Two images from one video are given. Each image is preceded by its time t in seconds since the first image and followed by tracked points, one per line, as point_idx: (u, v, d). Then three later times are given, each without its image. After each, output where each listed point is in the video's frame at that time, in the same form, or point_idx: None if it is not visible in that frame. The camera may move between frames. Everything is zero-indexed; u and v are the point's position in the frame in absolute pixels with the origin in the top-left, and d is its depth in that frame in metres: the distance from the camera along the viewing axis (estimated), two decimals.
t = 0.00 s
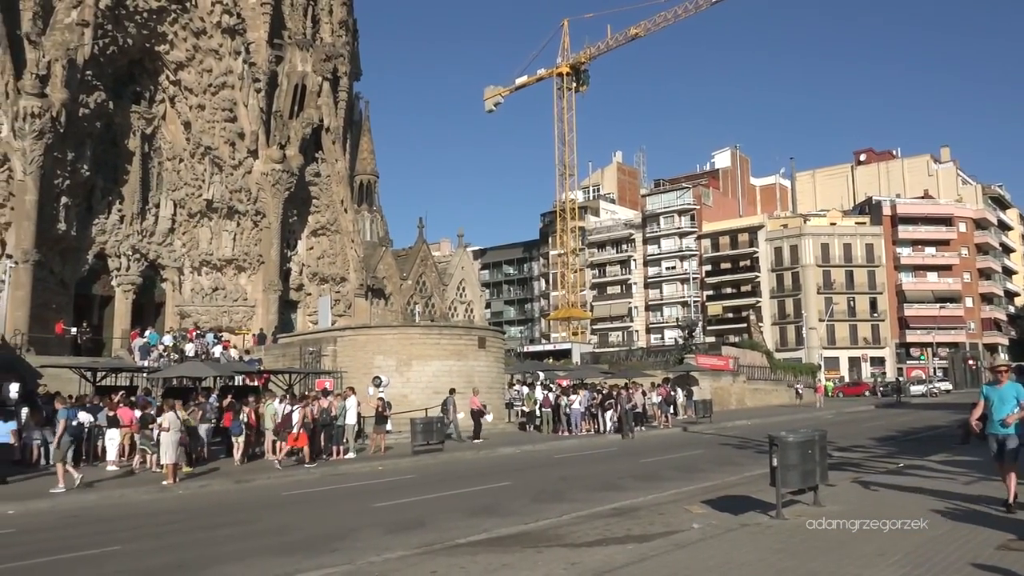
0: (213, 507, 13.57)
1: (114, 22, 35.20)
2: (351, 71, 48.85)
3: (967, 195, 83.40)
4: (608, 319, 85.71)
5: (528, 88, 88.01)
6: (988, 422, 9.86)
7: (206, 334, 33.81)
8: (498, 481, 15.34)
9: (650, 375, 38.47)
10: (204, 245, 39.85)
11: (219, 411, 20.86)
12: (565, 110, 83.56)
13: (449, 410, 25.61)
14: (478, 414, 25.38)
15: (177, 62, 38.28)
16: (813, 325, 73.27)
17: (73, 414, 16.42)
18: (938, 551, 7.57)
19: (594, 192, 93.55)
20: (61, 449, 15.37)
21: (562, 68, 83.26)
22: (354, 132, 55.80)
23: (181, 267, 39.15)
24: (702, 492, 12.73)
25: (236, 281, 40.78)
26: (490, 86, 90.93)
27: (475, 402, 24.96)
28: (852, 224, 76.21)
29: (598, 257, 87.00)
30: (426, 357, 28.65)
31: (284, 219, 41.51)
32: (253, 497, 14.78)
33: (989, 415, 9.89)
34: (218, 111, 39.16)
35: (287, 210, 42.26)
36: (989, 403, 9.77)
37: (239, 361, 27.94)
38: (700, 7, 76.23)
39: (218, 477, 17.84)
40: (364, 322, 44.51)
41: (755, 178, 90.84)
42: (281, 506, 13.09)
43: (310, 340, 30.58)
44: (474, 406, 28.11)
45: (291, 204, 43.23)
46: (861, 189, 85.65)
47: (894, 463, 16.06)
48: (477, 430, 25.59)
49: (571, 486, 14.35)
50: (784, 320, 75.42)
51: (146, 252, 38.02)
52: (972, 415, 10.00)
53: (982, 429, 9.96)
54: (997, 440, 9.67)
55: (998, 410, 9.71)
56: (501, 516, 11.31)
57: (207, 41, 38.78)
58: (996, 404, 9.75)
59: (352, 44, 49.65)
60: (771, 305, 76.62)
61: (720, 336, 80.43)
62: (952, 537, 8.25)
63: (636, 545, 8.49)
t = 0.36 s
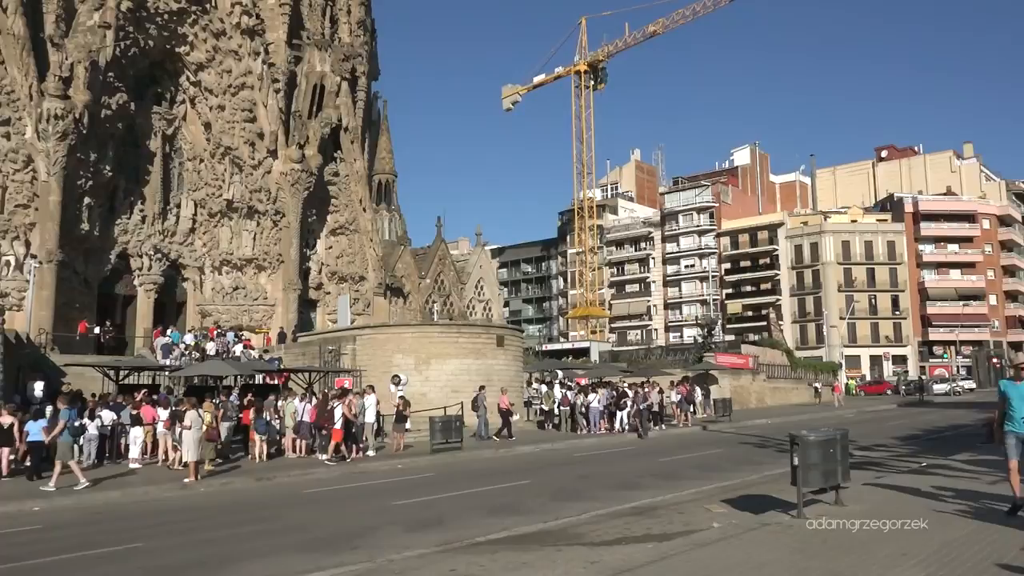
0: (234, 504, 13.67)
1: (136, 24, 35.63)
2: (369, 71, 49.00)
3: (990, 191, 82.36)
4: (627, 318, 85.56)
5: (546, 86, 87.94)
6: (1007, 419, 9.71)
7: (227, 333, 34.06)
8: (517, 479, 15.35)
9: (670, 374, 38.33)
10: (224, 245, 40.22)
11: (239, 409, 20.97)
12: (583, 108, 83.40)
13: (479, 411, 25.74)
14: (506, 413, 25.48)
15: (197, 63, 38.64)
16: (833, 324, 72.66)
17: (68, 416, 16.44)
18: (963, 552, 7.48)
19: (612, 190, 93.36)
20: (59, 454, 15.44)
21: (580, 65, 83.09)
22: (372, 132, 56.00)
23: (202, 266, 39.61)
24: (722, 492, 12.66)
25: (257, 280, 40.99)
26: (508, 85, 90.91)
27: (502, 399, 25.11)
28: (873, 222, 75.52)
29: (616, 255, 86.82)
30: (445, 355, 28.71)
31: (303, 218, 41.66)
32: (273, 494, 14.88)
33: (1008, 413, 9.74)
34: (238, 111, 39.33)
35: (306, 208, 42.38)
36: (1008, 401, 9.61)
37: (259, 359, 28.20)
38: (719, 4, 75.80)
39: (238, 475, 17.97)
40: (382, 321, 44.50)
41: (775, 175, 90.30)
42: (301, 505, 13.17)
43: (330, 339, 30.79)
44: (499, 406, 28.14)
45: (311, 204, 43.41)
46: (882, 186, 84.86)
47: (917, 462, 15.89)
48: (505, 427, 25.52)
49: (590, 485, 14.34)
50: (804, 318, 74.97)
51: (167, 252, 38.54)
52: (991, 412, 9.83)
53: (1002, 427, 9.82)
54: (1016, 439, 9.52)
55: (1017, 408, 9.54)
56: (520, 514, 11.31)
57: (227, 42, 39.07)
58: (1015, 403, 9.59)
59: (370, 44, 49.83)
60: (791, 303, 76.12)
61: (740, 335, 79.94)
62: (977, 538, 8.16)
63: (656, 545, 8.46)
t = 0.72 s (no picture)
0: (259, 502, 13.77)
1: (161, 27, 36.04)
2: (390, 71, 49.20)
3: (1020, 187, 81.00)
4: (649, 317, 85.30)
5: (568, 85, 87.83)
6: None
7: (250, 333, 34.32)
8: (540, 478, 15.35)
9: (693, 373, 38.10)
10: (248, 245, 40.62)
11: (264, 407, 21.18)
12: (604, 107, 83.18)
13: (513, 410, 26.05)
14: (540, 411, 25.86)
15: (221, 66, 39.07)
16: (859, 322, 71.87)
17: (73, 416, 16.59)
18: (992, 553, 7.38)
19: (634, 189, 93.10)
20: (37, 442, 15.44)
21: (601, 64, 82.90)
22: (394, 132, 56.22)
23: (227, 267, 40.06)
24: (746, 491, 12.56)
25: (281, 280, 41.29)
26: (530, 84, 90.89)
27: (536, 397, 25.37)
28: (899, 219, 74.58)
29: (639, 254, 86.56)
30: (466, 355, 28.75)
31: (326, 218, 41.81)
32: (298, 493, 14.96)
33: None
34: (261, 112, 39.66)
35: (329, 209, 42.53)
36: None
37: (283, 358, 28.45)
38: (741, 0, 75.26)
39: (263, 473, 18.11)
40: (405, 320, 44.71)
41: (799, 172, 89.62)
42: (324, 503, 13.24)
43: (353, 338, 30.99)
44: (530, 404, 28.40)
45: (334, 204, 43.69)
46: (909, 183, 83.83)
47: (946, 462, 15.66)
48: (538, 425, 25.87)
49: (613, 484, 14.31)
50: (829, 316, 74.32)
51: (193, 253, 38.98)
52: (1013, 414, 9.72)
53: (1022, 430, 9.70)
54: None
55: None
56: (542, 514, 11.32)
57: (251, 44, 39.37)
58: None
59: (392, 44, 50.02)
60: (816, 301, 75.45)
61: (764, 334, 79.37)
62: (1007, 539, 8.03)
63: (679, 544, 8.41)
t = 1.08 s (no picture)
0: (284, 501, 13.88)
1: (185, 30, 36.38)
2: (411, 71, 49.36)
3: None
4: (671, 315, 84.96)
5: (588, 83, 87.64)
6: None
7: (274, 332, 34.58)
8: (562, 477, 15.35)
9: (716, 371, 37.89)
10: (272, 245, 40.90)
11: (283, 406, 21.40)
12: (625, 105, 82.92)
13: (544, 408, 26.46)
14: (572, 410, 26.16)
15: (244, 67, 39.43)
16: (885, 321, 71.03)
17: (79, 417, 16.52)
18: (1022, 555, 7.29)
19: (656, 187, 92.73)
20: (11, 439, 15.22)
21: (622, 62, 82.63)
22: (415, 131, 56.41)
23: (251, 266, 40.48)
24: (770, 491, 12.48)
25: (304, 280, 41.48)
26: (550, 83, 90.80)
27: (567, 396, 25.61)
28: (926, 216, 73.66)
29: (660, 252, 86.24)
30: (488, 354, 28.78)
31: (349, 218, 41.84)
32: (322, 492, 15.06)
33: None
34: (284, 114, 39.94)
35: (351, 209, 42.76)
36: None
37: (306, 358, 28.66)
38: None
39: (287, 472, 18.25)
40: (427, 319, 44.79)
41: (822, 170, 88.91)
42: (348, 501, 13.33)
43: (375, 338, 31.14)
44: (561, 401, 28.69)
45: (356, 204, 43.92)
46: (935, 179, 82.80)
47: (974, 462, 15.47)
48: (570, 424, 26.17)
49: (636, 483, 14.27)
50: (854, 315, 73.61)
51: (217, 253, 39.40)
52: None
53: None
54: None
55: None
56: (565, 513, 11.32)
57: (273, 46, 39.66)
58: None
59: (413, 44, 50.14)
60: (840, 300, 74.74)
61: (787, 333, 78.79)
62: None
63: (703, 544, 8.38)
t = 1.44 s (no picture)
0: (308, 499, 13.98)
1: (211, 32, 36.74)
2: (434, 70, 49.48)
3: None
4: (695, 314, 84.50)
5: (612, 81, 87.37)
6: None
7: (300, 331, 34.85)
8: (587, 476, 15.32)
9: (741, 370, 37.65)
10: (297, 245, 41.16)
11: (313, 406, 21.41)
12: (649, 103, 82.56)
13: (578, 403, 26.94)
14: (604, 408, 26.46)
15: (270, 69, 39.75)
16: (913, 319, 70.08)
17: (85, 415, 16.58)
18: None
19: (680, 185, 92.26)
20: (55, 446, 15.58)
21: (646, 60, 82.30)
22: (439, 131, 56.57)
23: (276, 266, 40.82)
24: (797, 491, 12.38)
25: (328, 279, 41.69)
26: (573, 81, 90.64)
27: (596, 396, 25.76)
28: (955, 213, 72.60)
29: (684, 251, 85.86)
30: (512, 353, 28.81)
31: (373, 218, 41.89)
32: (348, 490, 15.16)
33: None
34: (308, 114, 40.16)
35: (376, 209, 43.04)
36: None
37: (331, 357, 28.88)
38: None
39: (313, 470, 18.36)
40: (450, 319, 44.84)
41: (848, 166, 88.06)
42: (373, 499, 13.40)
43: (399, 337, 31.28)
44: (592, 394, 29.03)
45: (379, 204, 44.13)
46: (964, 175, 81.61)
47: (1005, 463, 15.25)
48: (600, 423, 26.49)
49: (661, 482, 14.21)
50: (882, 313, 72.70)
51: (243, 253, 39.83)
52: None
53: None
54: None
55: None
56: (589, 512, 11.30)
57: (297, 47, 39.92)
58: None
59: (436, 43, 50.25)
60: (867, 298, 73.90)
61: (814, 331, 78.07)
62: None
63: (729, 544, 8.34)
